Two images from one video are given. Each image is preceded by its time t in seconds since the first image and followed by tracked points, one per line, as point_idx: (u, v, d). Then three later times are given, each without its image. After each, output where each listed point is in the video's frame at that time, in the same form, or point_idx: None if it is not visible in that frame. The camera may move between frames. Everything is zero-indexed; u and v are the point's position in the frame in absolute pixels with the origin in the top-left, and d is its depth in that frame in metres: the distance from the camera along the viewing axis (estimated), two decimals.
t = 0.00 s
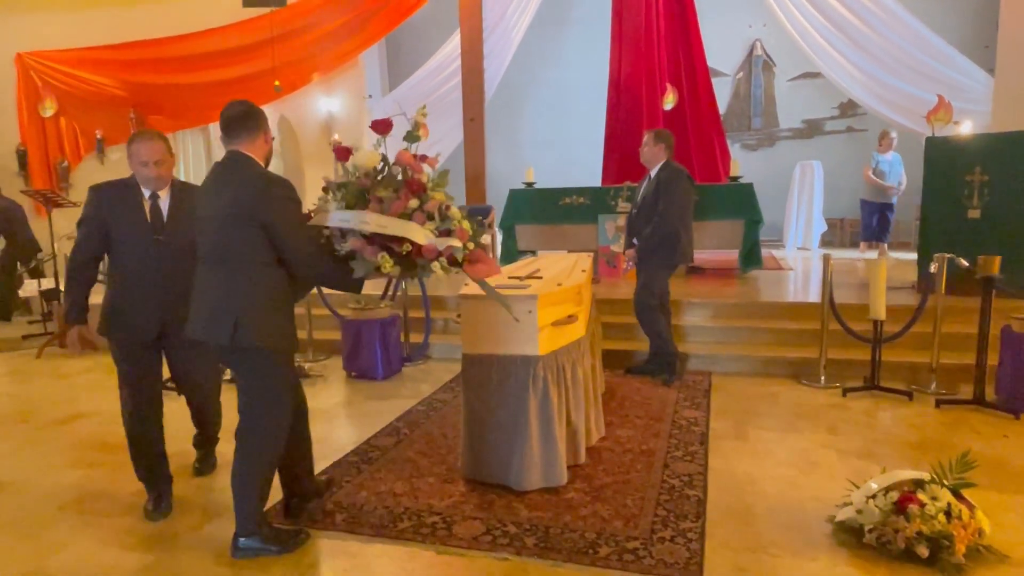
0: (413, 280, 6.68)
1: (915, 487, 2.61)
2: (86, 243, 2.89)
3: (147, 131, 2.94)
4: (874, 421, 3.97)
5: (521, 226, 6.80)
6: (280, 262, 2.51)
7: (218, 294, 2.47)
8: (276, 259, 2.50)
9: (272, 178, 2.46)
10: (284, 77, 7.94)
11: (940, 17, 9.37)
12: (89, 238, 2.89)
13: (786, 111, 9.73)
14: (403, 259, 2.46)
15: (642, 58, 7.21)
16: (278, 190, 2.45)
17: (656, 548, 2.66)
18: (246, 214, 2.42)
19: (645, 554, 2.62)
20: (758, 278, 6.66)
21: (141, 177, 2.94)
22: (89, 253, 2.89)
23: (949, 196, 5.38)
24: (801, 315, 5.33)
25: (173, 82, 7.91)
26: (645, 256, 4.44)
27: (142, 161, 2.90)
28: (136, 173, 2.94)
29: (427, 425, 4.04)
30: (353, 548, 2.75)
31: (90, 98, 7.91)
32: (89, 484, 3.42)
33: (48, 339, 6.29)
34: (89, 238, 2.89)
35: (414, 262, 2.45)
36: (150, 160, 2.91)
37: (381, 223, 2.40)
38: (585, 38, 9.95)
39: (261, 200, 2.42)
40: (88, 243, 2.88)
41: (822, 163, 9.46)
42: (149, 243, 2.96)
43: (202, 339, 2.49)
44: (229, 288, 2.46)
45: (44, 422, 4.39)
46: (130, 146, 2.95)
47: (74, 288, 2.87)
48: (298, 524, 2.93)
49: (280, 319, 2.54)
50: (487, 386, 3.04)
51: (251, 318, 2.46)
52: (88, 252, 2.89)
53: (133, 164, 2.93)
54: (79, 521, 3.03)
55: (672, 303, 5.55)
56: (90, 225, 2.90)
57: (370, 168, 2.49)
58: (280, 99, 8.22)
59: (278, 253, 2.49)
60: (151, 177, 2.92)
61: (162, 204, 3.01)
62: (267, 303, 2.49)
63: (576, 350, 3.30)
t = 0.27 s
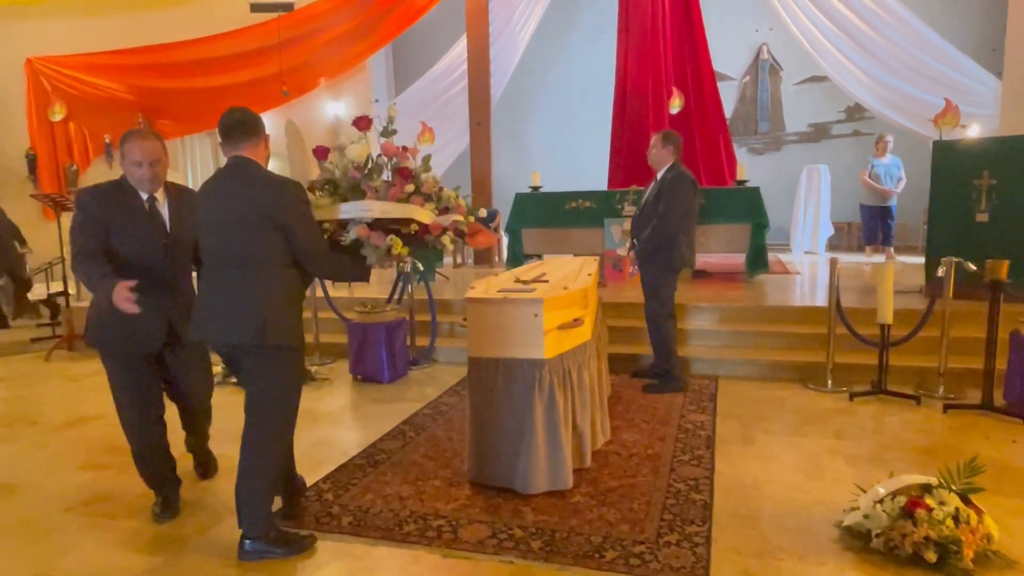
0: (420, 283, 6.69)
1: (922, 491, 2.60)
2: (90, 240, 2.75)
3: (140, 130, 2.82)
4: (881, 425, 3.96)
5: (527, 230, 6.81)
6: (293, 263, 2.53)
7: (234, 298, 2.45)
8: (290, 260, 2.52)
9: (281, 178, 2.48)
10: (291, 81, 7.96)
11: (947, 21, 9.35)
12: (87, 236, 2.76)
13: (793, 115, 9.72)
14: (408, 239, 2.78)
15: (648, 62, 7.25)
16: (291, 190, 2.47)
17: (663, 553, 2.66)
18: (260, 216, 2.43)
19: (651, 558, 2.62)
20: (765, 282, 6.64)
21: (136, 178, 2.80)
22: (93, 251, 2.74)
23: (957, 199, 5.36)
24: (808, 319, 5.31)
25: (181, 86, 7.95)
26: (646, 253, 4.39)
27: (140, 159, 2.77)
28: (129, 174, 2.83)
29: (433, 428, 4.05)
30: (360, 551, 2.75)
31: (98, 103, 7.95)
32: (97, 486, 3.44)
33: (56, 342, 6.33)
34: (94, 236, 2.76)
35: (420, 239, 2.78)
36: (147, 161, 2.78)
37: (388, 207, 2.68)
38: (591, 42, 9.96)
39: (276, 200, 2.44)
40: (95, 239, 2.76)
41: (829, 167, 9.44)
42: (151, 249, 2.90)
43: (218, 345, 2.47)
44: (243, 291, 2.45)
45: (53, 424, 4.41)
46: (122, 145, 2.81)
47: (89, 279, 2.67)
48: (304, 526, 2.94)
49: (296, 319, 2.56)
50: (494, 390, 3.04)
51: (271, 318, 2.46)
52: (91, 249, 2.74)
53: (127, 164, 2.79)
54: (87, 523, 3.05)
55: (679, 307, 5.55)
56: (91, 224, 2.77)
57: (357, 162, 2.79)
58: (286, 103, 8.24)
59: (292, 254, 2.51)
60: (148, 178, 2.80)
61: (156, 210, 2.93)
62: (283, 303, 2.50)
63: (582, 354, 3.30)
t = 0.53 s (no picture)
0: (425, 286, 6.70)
1: (929, 496, 2.58)
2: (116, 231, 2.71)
3: (136, 130, 2.78)
4: (888, 430, 3.94)
5: (533, 233, 6.80)
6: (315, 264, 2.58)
7: (263, 304, 2.48)
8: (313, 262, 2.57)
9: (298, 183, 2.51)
10: (297, 85, 7.99)
11: (953, 24, 9.32)
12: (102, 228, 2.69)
13: (799, 118, 9.70)
14: (414, 232, 3.07)
15: (653, 66, 7.25)
16: (309, 195, 2.51)
17: (668, 557, 2.65)
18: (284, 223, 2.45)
19: (656, 563, 2.61)
20: (770, 286, 6.63)
21: (135, 179, 2.76)
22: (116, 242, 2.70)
23: (964, 203, 5.34)
24: (814, 324, 5.29)
25: (188, 90, 7.99)
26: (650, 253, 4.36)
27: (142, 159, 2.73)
28: (127, 175, 2.78)
29: (438, 432, 4.05)
30: (364, 554, 2.75)
31: (107, 106, 8.00)
32: (103, 489, 3.44)
33: (63, 345, 6.35)
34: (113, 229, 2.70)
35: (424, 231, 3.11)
36: (148, 161, 2.73)
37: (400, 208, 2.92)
38: (596, 46, 9.98)
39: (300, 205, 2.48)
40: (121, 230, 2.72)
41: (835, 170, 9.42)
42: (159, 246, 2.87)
43: (257, 350, 2.51)
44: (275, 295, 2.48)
45: (59, 426, 4.42)
46: (119, 147, 2.77)
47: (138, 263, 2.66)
48: (309, 530, 2.94)
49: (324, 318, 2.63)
50: (498, 394, 3.04)
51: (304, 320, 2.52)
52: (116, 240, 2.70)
53: (125, 165, 2.75)
54: (93, 526, 3.06)
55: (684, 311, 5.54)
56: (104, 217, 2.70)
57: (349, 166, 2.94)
58: (292, 107, 8.27)
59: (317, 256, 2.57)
60: (149, 179, 2.75)
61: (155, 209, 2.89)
62: (312, 304, 2.55)
63: (587, 358, 3.29)
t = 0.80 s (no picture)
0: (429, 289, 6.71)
1: (935, 501, 2.57)
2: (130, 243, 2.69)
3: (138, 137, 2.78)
4: (893, 434, 3.92)
5: (537, 236, 6.80)
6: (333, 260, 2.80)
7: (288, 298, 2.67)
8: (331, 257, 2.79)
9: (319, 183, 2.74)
10: (302, 89, 8.01)
11: (960, 27, 9.30)
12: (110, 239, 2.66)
13: (804, 121, 9.69)
14: (414, 231, 3.46)
15: (658, 68, 7.25)
16: (324, 194, 2.75)
17: (672, 561, 2.64)
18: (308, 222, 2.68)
19: (660, 566, 2.61)
20: (775, 289, 6.61)
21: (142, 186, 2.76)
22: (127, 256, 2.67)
23: (970, 206, 5.32)
24: (818, 327, 5.28)
25: (195, 94, 8.02)
26: (657, 256, 4.34)
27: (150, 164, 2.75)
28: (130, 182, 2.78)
29: (442, 434, 4.05)
30: (368, 557, 2.75)
31: (113, 109, 8.00)
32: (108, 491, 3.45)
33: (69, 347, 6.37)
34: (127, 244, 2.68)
35: (423, 229, 3.51)
36: (154, 167, 2.75)
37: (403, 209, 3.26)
38: (601, 49, 9.98)
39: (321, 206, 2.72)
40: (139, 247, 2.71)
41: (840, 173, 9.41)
42: (164, 252, 2.89)
43: (288, 340, 2.68)
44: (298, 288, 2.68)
45: (64, 428, 4.44)
46: (122, 154, 2.77)
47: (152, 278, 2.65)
48: (313, 532, 2.94)
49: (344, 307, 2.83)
50: (502, 397, 3.04)
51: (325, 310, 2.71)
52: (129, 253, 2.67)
53: (132, 172, 2.75)
54: (98, 527, 3.06)
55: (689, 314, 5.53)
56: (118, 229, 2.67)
57: (355, 168, 3.25)
58: (298, 110, 8.29)
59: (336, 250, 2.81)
60: (156, 185, 2.77)
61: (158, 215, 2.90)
62: (333, 294, 2.76)
63: (591, 361, 3.28)
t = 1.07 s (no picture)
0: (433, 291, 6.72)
1: (940, 504, 2.56)
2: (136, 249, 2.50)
3: (157, 142, 2.66)
4: (899, 438, 3.91)
5: (541, 239, 6.81)
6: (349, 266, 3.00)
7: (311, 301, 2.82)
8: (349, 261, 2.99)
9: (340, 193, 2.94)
10: (307, 91, 8.05)
11: (965, 30, 9.27)
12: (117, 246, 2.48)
13: (809, 124, 9.68)
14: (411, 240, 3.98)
15: (663, 70, 7.26)
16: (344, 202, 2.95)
17: (676, 564, 2.64)
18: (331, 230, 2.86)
19: (664, 569, 2.60)
20: (780, 292, 6.60)
21: (160, 193, 2.64)
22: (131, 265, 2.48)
23: (977, 209, 5.30)
24: (823, 330, 5.27)
25: (200, 95, 8.06)
26: (664, 258, 4.33)
27: (171, 172, 2.63)
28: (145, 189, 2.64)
29: (446, 436, 4.05)
30: (371, 558, 2.75)
31: (118, 111, 8.04)
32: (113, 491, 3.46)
33: (74, 348, 6.38)
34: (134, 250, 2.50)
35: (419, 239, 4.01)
36: (175, 174, 2.64)
37: (404, 222, 3.80)
38: (606, 51, 9.99)
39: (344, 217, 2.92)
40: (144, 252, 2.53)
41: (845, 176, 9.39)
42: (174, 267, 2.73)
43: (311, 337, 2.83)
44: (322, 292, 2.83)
45: (69, 429, 4.45)
46: (139, 159, 2.64)
47: (152, 299, 2.46)
48: (317, 534, 2.94)
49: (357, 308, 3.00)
50: (506, 398, 3.04)
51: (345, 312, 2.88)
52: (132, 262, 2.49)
53: (149, 179, 2.62)
54: (103, 528, 3.07)
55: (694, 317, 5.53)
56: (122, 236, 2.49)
57: (364, 180, 3.82)
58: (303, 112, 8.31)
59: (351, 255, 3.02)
60: (176, 192, 2.65)
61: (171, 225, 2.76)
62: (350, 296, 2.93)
63: (595, 363, 3.28)
